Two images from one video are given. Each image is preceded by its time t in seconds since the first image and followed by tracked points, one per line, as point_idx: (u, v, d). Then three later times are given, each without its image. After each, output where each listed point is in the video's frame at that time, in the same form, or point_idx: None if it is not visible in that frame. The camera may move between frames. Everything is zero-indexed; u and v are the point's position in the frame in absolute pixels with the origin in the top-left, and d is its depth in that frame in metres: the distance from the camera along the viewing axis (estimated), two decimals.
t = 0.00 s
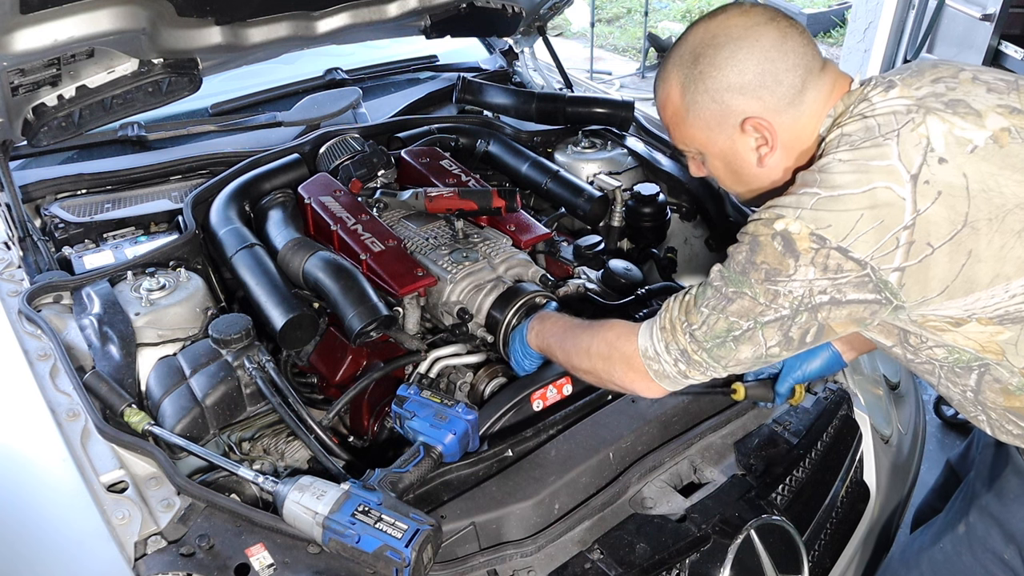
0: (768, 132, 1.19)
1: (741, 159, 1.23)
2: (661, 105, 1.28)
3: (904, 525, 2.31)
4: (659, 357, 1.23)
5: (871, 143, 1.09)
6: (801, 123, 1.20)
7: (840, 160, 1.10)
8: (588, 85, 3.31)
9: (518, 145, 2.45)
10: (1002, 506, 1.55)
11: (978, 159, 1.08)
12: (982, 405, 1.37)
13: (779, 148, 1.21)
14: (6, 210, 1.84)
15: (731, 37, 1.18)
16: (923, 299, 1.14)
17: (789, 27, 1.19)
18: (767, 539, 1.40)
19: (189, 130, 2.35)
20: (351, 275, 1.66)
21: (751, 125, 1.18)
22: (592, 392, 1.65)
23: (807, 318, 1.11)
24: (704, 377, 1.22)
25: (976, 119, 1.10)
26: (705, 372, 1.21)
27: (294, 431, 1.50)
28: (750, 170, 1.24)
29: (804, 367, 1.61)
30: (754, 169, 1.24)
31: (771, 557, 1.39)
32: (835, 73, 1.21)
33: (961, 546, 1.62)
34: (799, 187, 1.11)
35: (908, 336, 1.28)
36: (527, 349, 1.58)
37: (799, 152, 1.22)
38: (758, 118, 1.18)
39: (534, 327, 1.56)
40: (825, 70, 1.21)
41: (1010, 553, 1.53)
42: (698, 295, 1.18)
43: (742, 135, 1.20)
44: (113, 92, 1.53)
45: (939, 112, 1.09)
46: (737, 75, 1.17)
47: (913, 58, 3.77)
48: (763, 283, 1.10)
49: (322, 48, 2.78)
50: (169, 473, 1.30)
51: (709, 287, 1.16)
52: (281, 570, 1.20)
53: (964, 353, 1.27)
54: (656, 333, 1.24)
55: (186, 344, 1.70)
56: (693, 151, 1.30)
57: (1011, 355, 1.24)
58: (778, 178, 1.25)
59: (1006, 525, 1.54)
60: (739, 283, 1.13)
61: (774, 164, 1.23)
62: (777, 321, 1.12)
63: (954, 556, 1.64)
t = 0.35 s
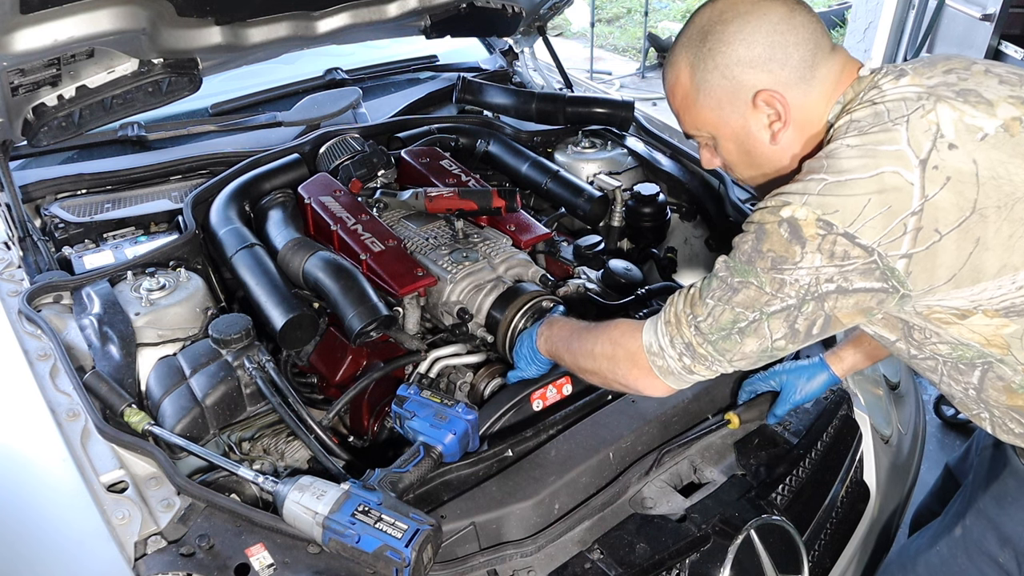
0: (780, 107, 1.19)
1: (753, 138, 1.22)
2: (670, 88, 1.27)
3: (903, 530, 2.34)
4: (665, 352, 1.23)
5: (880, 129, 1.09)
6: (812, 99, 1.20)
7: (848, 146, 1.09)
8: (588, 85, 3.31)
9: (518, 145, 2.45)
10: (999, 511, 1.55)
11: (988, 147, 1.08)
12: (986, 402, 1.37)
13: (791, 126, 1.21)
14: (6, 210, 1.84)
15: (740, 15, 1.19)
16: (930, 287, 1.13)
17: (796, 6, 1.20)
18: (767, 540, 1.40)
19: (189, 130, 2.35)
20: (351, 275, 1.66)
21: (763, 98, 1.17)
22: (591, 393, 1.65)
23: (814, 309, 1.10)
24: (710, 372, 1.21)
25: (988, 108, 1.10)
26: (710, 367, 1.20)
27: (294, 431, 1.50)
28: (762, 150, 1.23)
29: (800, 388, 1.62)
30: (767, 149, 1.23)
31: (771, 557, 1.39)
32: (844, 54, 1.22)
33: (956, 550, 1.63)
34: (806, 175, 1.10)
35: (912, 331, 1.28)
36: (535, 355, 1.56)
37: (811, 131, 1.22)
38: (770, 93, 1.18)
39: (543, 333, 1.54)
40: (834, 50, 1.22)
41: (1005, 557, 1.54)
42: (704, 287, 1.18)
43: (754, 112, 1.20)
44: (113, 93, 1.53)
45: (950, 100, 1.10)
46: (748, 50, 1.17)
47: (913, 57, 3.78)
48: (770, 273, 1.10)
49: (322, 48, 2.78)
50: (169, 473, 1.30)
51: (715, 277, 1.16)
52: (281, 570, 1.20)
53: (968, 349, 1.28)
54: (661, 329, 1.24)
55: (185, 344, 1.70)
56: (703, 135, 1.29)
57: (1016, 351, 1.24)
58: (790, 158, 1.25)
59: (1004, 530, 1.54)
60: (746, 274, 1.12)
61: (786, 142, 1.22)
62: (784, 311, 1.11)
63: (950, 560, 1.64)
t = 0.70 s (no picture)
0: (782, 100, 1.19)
1: (753, 129, 1.22)
2: (676, 73, 1.27)
3: (904, 531, 2.34)
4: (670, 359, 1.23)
5: (883, 127, 1.09)
6: (815, 94, 1.20)
7: (852, 145, 1.09)
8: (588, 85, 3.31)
9: (518, 144, 2.45)
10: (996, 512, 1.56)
11: (994, 146, 1.08)
12: (989, 407, 1.37)
13: (792, 119, 1.21)
14: (6, 209, 1.84)
15: (749, 4, 1.19)
16: (935, 288, 1.13)
17: None
18: (767, 540, 1.40)
19: (189, 130, 2.35)
20: (351, 275, 1.66)
21: (765, 90, 1.18)
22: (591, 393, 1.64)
23: (819, 311, 1.10)
24: (715, 376, 1.21)
25: (993, 107, 1.10)
26: (715, 372, 1.20)
27: (294, 431, 1.50)
28: (762, 141, 1.23)
29: (806, 405, 1.62)
30: (766, 141, 1.23)
31: (771, 557, 1.39)
32: (852, 51, 1.21)
33: (955, 553, 1.64)
34: (809, 174, 1.10)
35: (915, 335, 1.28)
36: (540, 363, 1.54)
37: (813, 126, 1.22)
38: (773, 85, 1.18)
39: (553, 342, 1.52)
40: (842, 46, 1.21)
41: (1004, 562, 1.54)
42: (708, 291, 1.18)
43: (756, 103, 1.20)
44: (113, 93, 1.53)
45: (955, 99, 1.10)
46: (754, 40, 1.17)
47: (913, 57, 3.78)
48: (774, 274, 1.10)
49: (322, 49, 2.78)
50: (169, 473, 1.30)
51: (719, 281, 1.16)
52: (281, 570, 1.20)
53: (972, 354, 1.28)
54: (664, 334, 1.24)
55: (186, 344, 1.70)
56: (706, 122, 1.29)
57: (1020, 355, 1.24)
58: (790, 152, 1.25)
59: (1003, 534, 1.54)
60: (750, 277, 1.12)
61: (786, 135, 1.22)
62: (790, 313, 1.11)
63: (950, 564, 1.65)
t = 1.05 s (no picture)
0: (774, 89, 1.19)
1: (745, 116, 1.23)
2: (673, 57, 1.28)
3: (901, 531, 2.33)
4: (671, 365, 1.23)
5: (872, 118, 1.10)
6: (809, 85, 1.20)
7: (841, 136, 1.10)
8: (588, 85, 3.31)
9: (518, 144, 2.45)
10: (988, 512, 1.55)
11: (984, 140, 1.08)
12: (980, 408, 1.37)
13: (784, 109, 1.21)
14: (6, 210, 1.84)
15: None
16: (925, 281, 1.12)
17: None
18: (767, 540, 1.40)
19: (189, 130, 2.35)
20: (351, 275, 1.66)
21: (757, 79, 1.18)
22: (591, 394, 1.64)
23: (812, 309, 1.10)
24: (718, 385, 1.20)
25: (984, 102, 1.11)
26: (719, 377, 1.19)
27: (294, 431, 1.50)
28: (753, 129, 1.24)
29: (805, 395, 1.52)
30: (757, 129, 1.23)
31: (771, 557, 1.39)
32: (850, 44, 1.21)
33: (944, 550, 1.60)
34: (800, 167, 1.11)
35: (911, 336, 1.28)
36: (545, 366, 1.53)
37: (806, 117, 1.22)
38: (766, 74, 1.18)
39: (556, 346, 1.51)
40: (840, 38, 1.21)
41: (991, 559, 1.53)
42: (706, 295, 1.17)
43: (749, 91, 1.20)
44: (112, 93, 1.53)
45: (946, 92, 1.10)
46: (750, 27, 1.17)
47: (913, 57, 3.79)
48: (767, 270, 1.10)
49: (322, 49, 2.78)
50: (169, 473, 1.30)
51: (715, 283, 1.16)
52: (281, 570, 1.20)
53: (960, 355, 1.26)
54: (667, 342, 1.23)
55: (185, 344, 1.70)
56: (700, 108, 1.29)
57: (1008, 354, 1.23)
58: (781, 142, 1.25)
59: (991, 532, 1.54)
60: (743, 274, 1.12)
61: (777, 124, 1.22)
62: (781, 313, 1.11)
63: (937, 561, 1.61)
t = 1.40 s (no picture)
0: (752, 80, 1.19)
1: (722, 106, 1.23)
2: (656, 44, 1.28)
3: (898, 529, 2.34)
4: (670, 381, 1.22)
5: (849, 109, 1.09)
6: (787, 77, 1.19)
7: (817, 127, 1.09)
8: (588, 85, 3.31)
9: (518, 144, 2.45)
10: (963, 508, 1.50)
11: (960, 131, 1.08)
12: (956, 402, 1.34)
13: (761, 100, 1.20)
14: (6, 209, 1.84)
15: None
16: (904, 273, 1.11)
17: None
18: (767, 540, 1.40)
19: (189, 130, 2.35)
20: (351, 275, 1.66)
21: (735, 69, 1.18)
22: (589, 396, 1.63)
23: (797, 311, 1.10)
24: (719, 393, 1.20)
25: (960, 95, 1.11)
26: (718, 387, 1.19)
27: (294, 431, 1.50)
28: (730, 119, 1.24)
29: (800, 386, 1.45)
30: (734, 119, 1.23)
31: (771, 557, 1.40)
32: (829, 37, 1.20)
33: (922, 546, 1.55)
34: (775, 160, 1.10)
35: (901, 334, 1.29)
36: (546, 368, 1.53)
37: (782, 109, 1.22)
38: (744, 64, 1.18)
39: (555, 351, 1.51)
40: (821, 31, 1.20)
41: (966, 556, 1.47)
42: (693, 304, 1.17)
43: (726, 81, 1.20)
44: (113, 93, 1.53)
45: (923, 84, 1.10)
46: (729, 17, 1.17)
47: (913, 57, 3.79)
48: (751, 272, 1.09)
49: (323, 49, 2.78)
50: (169, 473, 1.30)
51: (701, 293, 1.16)
52: (281, 570, 1.20)
53: (938, 350, 1.25)
54: (662, 356, 1.23)
55: (186, 344, 1.70)
56: (681, 96, 1.30)
57: (984, 349, 1.22)
58: (759, 133, 1.25)
59: (967, 528, 1.48)
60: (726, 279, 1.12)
61: (754, 116, 1.22)
62: (767, 317, 1.11)
63: (915, 557, 1.55)
